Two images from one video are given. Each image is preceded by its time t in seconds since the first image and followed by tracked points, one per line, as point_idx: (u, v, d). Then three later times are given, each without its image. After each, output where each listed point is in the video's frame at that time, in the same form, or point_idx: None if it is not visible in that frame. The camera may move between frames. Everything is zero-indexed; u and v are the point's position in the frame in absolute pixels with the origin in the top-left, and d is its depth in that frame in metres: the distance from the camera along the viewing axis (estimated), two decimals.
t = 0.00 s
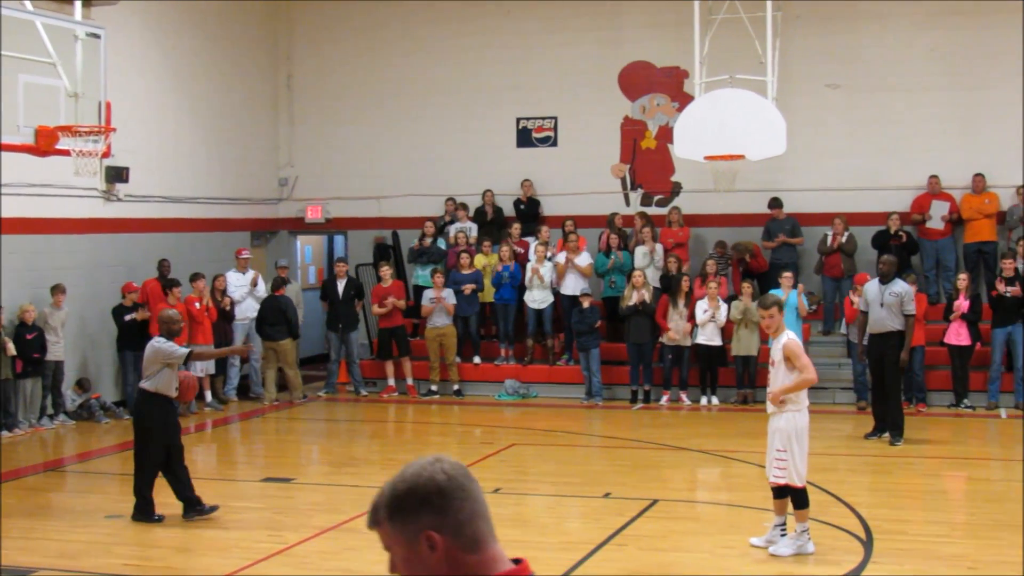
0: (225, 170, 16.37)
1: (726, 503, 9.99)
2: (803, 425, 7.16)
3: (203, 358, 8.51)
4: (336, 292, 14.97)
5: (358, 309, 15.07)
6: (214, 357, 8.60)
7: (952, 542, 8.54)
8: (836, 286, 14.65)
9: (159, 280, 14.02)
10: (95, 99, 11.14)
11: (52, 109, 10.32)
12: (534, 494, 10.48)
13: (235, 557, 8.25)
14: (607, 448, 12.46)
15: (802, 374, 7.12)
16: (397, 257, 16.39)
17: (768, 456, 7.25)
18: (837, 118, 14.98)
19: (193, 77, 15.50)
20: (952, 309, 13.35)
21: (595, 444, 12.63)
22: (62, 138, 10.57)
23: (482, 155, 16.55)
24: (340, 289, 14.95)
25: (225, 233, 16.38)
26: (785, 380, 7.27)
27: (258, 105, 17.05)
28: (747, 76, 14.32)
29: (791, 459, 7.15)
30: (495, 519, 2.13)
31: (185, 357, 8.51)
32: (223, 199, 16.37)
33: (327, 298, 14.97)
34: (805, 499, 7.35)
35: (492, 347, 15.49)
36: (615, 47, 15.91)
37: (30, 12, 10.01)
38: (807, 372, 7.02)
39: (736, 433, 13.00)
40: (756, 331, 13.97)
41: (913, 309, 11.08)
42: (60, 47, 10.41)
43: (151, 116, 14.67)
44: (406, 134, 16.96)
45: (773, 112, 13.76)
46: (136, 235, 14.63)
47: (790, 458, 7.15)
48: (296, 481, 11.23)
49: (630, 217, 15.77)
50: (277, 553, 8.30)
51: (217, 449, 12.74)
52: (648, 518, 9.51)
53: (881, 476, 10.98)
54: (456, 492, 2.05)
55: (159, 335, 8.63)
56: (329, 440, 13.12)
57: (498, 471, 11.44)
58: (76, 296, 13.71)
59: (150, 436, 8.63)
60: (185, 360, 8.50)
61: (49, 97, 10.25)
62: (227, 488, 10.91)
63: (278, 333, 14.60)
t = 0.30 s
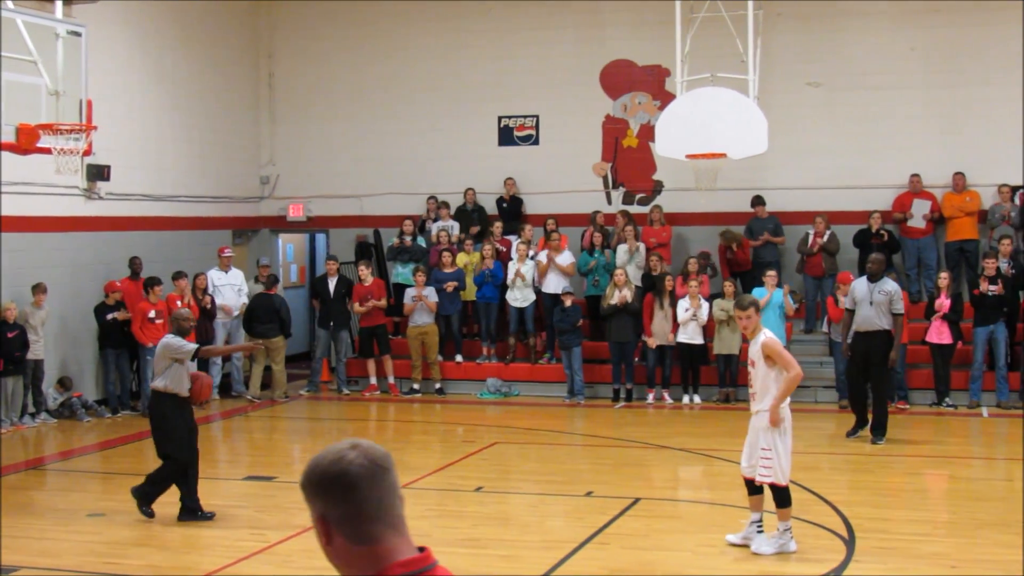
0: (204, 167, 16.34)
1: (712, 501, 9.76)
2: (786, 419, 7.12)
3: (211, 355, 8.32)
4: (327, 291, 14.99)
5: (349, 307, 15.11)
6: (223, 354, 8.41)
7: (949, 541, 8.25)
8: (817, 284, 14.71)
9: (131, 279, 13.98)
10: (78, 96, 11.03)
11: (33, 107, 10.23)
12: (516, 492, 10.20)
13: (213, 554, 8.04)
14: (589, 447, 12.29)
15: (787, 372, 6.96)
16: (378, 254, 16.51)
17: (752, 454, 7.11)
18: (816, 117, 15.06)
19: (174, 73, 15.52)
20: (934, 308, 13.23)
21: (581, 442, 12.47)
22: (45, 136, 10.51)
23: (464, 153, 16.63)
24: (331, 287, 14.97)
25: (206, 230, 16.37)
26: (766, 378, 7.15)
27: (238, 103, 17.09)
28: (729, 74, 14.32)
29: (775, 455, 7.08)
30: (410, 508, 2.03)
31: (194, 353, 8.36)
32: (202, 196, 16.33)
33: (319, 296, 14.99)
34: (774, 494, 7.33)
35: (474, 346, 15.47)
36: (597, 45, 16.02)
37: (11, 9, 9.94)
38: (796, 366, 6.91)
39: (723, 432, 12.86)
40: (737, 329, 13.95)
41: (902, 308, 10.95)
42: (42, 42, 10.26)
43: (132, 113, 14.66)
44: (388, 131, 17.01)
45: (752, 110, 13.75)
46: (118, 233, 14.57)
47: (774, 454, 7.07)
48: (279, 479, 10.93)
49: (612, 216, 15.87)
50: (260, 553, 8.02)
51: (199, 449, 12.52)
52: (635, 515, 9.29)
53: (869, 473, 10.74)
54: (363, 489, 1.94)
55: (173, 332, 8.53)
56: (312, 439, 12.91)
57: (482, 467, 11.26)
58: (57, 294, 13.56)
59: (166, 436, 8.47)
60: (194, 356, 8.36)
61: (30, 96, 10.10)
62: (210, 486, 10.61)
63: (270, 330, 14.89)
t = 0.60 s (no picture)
0: (192, 166, 16.35)
1: (695, 502, 9.70)
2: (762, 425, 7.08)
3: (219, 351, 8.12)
4: (319, 290, 14.98)
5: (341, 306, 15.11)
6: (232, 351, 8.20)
7: (937, 542, 8.20)
8: (804, 286, 14.76)
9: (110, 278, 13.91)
10: (65, 94, 11.05)
11: (21, 105, 10.07)
12: (501, 492, 10.16)
13: (195, 553, 7.97)
14: (575, 447, 12.20)
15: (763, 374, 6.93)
16: (365, 253, 16.59)
17: (727, 456, 7.00)
18: (802, 119, 15.13)
19: (162, 72, 15.55)
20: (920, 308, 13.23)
21: (567, 442, 12.41)
22: (31, 134, 10.43)
23: (451, 154, 16.72)
24: (323, 286, 14.96)
25: (194, 229, 16.39)
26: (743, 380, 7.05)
27: (225, 102, 17.10)
28: (717, 76, 14.34)
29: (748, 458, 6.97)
30: (308, 517, 2.23)
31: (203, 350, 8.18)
32: (189, 195, 16.33)
33: (310, 295, 14.96)
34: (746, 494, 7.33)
35: (460, 346, 15.50)
36: (584, 47, 16.11)
37: None
38: (771, 368, 6.88)
39: (709, 432, 12.84)
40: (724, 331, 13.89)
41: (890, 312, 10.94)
42: (28, 40, 10.20)
43: (119, 112, 14.68)
44: (377, 131, 17.08)
45: (738, 111, 13.77)
46: (106, 231, 14.57)
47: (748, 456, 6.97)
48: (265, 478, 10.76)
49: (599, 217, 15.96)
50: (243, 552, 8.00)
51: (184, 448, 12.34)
52: (619, 515, 9.23)
53: (858, 473, 10.61)
54: (255, 488, 2.16)
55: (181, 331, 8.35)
56: (298, 437, 12.82)
57: (467, 467, 11.22)
58: (43, 292, 13.48)
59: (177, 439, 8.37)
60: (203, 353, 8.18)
61: (20, 93, 9.87)
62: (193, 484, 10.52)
63: (262, 329, 14.86)
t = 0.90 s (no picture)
0: (186, 167, 16.35)
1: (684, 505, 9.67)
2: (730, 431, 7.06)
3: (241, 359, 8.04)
4: (313, 290, 14.95)
5: (335, 307, 15.10)
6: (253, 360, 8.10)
7: (929, 547, 8.20)
8: (797, 291, 14.78)
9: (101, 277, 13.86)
10: (59, 92, 10.88)
11: (15, 103, 10.05)
12: (492, 495, 10.14)
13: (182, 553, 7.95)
14: (567, 450, 12.17)
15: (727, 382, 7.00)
16: (359, 254, 16.64)
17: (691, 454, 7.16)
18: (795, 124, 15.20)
19: (157, 71, 15.57)
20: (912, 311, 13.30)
21: (557, 445, 12.39)
22: (26, 132, 10.38)
23: (446, 156, 16.74)
24: (317, 287, 14.93)
25: (188, 229, 16.40)
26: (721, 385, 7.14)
27: (220, 102, 17.10)
28: (712, 79, 14.35)
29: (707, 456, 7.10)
30: (185, 516, 2.35)
31: (223, 357, 8.06)
32: (184, 195, 16.34)
33: (304, 296, 14.95)
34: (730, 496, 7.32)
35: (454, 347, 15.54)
36: (579, 50, 16.15)
37: None
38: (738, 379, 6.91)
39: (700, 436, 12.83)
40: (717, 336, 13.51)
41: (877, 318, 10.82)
42: (23, 38, 10.14)
43: (113, 112, 14.67)
44: (372, 133, 17.09)
45: (735, 115, 13.73)
46: (100, 230, 14.57)
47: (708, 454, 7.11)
48: (257, 479, 10.72)
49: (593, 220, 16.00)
50: (234, 552, 8.00)
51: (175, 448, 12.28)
52: (609, 518, 9.21)
53: (850, 478, 10.59)
54: (131, 493, 2.28)
55: (193, 335, 8.15)
56: (290, 438, 12.81)
57: (460, 469, 11.20)
58: (37, 290, 13.45)
59: (185, 440, 8.20)
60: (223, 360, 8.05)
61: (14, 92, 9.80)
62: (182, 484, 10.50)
63: (259, 329, 14.87)
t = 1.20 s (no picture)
0: (185, 169, 16.37)
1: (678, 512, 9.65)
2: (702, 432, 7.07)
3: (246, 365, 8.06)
4: (311, 294, 14.94)
5: (333, 311, 15.09)
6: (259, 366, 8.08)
7: (924, 558, 8.18)
8: (795, 299, 14.79)
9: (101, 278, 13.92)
10: (59, 94, 10.97)
11: (14, 104, 10.06)
12: (488, 500, 10.12)
13: (175, 556, 7.94)
14: (563, 457, 12.14)
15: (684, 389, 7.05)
16: (357, 258, 16.68)
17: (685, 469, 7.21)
18: (793, 132, 15.19)
19: (156, 73, 15.59)
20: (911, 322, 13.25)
21: (553, 451, 12.37)
22: (26, 133, 10.36)
23: (445, 160, 16.75)
24: (315, 291, 14.93)
25: (186, 231, 16.41)
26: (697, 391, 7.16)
27: (219, 104, 17.12)
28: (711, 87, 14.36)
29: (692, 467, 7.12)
30: (101, 516, 2.35)
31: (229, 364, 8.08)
32: (182, 197, 16.34)
33: (302, 299, 14.93)
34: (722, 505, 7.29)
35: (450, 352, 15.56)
36: (579, 56, 16.17)
37: None
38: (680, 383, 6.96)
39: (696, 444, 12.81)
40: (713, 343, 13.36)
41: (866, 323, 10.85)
42: (25, 39, 10.16)
43: (113, 113, 14.69)
44: (371, 137, 17.11)
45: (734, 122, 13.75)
46: (98, 231, 14.58)
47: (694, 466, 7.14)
48: (251, 482, 10.72)
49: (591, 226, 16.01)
50: (228, 556, 7.99)
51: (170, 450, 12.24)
52: (604, 525, 9.19)
53: (847, 487, 10.57)
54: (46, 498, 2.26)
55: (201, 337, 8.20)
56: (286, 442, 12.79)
57: (455, 475, 11.18)
58: (35, 291, 13.43)
59: (181, 444, 8.19)
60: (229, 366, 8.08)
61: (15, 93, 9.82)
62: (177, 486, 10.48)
63: (258, 331, 14.86)
